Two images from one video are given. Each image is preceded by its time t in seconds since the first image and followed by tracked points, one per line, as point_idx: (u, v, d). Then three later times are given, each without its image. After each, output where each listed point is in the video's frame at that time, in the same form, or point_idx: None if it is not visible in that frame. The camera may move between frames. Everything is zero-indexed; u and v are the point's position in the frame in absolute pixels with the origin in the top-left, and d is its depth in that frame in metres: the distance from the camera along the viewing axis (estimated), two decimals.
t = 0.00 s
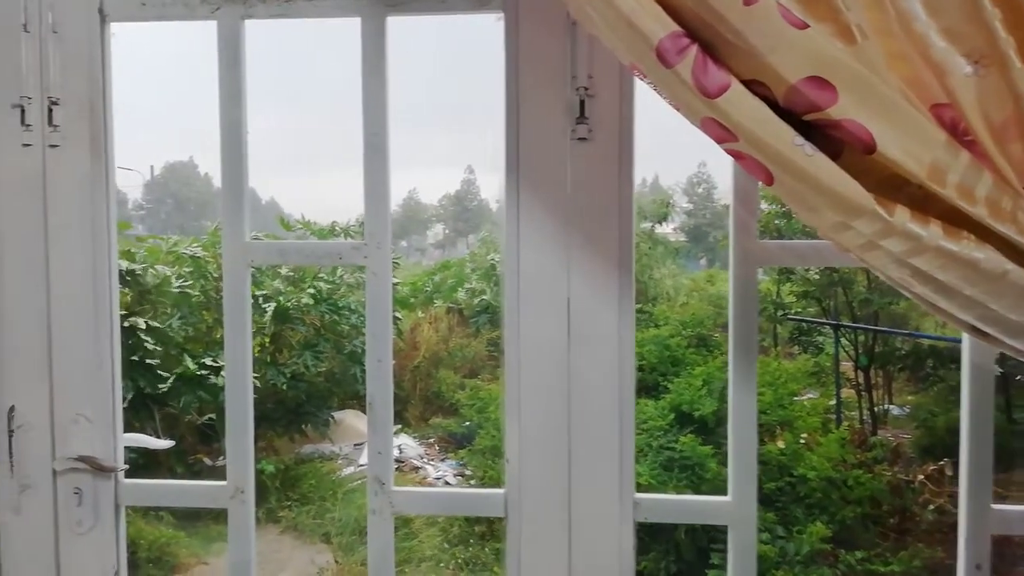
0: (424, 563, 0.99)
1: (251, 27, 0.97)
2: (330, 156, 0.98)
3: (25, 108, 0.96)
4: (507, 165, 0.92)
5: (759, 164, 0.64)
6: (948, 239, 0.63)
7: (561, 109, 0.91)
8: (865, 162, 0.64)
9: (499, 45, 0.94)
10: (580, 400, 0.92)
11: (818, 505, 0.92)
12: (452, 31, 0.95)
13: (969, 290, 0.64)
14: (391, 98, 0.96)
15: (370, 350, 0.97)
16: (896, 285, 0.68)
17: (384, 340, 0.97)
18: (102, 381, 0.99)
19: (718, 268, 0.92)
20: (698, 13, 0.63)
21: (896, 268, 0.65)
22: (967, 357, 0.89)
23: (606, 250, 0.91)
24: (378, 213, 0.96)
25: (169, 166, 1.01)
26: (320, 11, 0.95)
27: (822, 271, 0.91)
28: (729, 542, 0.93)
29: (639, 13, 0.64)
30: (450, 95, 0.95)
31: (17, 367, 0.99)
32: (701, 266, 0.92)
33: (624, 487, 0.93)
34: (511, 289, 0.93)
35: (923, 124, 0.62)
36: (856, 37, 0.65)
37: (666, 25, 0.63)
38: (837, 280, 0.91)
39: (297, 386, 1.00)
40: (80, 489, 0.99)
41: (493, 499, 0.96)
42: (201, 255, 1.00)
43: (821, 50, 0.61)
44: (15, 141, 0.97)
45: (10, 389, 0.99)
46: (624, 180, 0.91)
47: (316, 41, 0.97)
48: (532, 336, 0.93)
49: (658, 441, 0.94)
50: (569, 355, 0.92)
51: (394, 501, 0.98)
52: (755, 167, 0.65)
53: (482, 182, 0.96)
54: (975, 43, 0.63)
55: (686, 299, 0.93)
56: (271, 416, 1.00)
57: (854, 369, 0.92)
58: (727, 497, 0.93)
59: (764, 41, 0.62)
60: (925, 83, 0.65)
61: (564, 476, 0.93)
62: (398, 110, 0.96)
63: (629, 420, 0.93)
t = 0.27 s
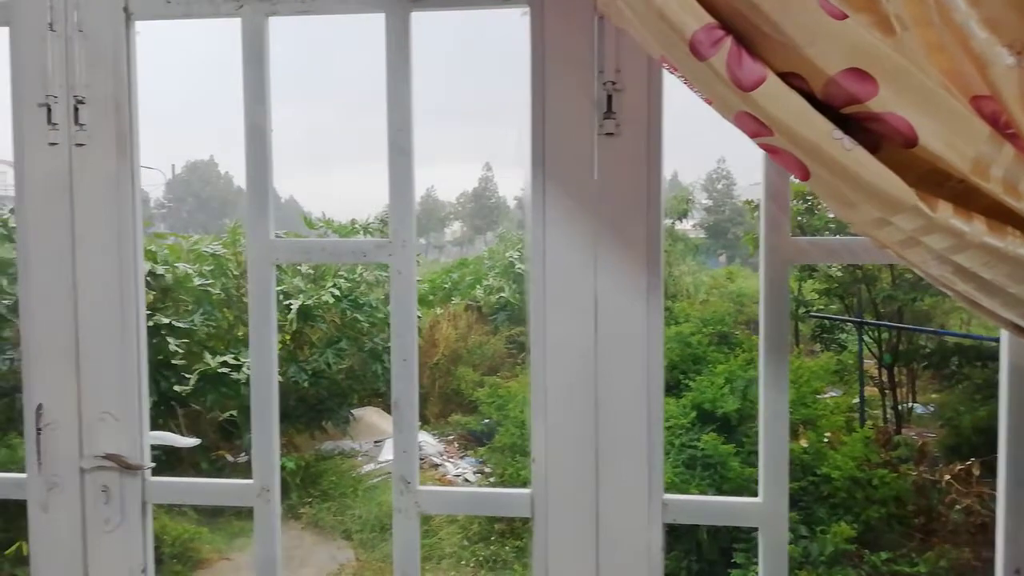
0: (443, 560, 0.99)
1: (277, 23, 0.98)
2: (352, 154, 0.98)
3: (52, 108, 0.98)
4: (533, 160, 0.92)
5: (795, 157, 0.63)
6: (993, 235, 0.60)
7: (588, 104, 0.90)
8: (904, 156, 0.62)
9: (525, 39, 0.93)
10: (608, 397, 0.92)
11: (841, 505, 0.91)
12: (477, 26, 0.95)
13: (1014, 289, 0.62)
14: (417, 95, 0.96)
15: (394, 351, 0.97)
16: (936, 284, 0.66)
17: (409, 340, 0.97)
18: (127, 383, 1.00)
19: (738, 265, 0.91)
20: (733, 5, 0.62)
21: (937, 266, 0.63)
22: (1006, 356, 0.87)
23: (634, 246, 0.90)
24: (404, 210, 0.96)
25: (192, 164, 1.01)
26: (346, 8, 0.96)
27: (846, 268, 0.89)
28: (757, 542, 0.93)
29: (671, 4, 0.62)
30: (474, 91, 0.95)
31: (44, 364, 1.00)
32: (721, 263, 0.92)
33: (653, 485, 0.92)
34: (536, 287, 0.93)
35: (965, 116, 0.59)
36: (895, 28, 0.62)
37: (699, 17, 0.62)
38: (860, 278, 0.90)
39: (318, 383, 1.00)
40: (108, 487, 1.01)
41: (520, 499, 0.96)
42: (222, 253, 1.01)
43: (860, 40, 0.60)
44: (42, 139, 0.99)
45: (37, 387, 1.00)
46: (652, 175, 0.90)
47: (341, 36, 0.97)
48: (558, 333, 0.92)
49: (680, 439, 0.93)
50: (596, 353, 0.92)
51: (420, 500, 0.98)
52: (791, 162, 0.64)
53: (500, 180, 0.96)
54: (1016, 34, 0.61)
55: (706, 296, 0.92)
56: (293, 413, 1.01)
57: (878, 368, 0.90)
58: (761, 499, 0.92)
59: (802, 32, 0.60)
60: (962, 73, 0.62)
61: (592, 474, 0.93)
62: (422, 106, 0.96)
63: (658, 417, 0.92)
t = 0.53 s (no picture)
0: (453, 557, 0.99)
1: (294, 20, 0.98)
2: (366, 152, 0.98)
3: (70, 105, 0.99)
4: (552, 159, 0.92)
5: (822, 153, 0.62)
6: None
7: (608, 100, 0.90)
8: (934, 151, 0.61)
9: (544, 35, 0.93)
10: (626, 395, 0.92)
11: (852, 503, 0.91)
12: (494, 23, 0.95)
13: None
14: (433, 92, 0.96)
15: (411, 348, 0.98)
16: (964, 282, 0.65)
17: (427, 338, 0.97)
18: (145, 382, 1.01)
19: (746, 263, 0.91)
20: None
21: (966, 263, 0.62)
22: None
23: (654, 244, 0.90)
24: (421, 207, 0.96)
25: (204, 163, 1.02)
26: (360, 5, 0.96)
27: (855, 265, 0.89)
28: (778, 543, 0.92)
29: None
30: (491, 87, 0.95)
31: (62, 361, 1.01)
32: (728, 261, 0.91)
33: (671, 484, 0.92)
34: (555, 284, 0.93)
35: (997, 111, 0.59)
36: (925, 21, 0.60)
37: (725, 11, 0.61)
38: (870, 276, 0.89)
39: (330, 380, 1.01)
40: (125, 484, 1.02)
41: (538, 498, 0.96)
42: (232, 251, 1.01)
43: (891, 34, 0.59)
44: (59, 136, 1.00)
45: (55, 384, 1.01)
46: (672, 173, 0.90)
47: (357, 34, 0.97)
48: (576, 331, 0.92)
49: (690, 436, 0.93)
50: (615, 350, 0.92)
51: (436, 499, 0.98)
52: (817, 157, 0.63)
53: (508, 178, 0.96)
54: None
55: (714, 294, 0.92)
56: (304, 409, 1.01)
57: (888, 365, 0.90)
58: (778, 499, 0.92)
59: (831, 25, 0.59)
60: (994, 67, 0.61)
61: (610, 472, 0.93)
62: (439, 101, 0.96)
63: (677, 415, 0.92)
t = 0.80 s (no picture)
0: (459, 558, 0.99)
1: (309, 19, 0.99)
2: (377, 151, 0.99)
3: (81, 103, 1.00)
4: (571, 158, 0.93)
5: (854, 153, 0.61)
6: None
7: (628, 99, 0.90)
8: (973, 150, 0.59)
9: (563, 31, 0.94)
10: (645, 394, 0.92)
11: (860, 507, 0.91)
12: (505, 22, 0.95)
13: None
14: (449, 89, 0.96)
15: (427, 350, 0.98)
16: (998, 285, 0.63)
17: (439, 339, 0.98)
18: (156, 381, 1.02)
19: (751, 264, 0.92)
20: None
21: (1002, 267, 0.61)
22: None
23: (674, 244, 0.90)
24: (435, 206, 0.97)
25: (209, 163, 1.03)
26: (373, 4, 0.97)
27: (860, 266, 0.89)
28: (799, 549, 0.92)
29: None
30: (504, 86, 0.96)
31: (72, 361, 1.02)
32: (734, 262, 0.92)
33: (691, 484, 0.92)
34: (574, 284, 0.93)
35: None
36: (961, 17, 0.58)
37: (756, 6, 0.59)
38: (878, 277, 0.89)
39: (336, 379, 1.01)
40: (136, 487, 1.03)
41: (556, 503, 0.96)
42: (239, 250, 1.02)
43: (928, 30, 0.57)
44: (70, 134, 1.01)
45: (65, 385, 1.02)
46: (693, 172, 0.90)
47: (371, 33, 0.98)
48: (595, 330, 0.93)
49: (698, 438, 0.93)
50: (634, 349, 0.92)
51: (451, 503, 0.98)
52: (849, 157, 0.61)
53: (513, 179, 0.96)
54: None
55: (720, 295, 0.92)
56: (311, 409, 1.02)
57: (895, 367, 0.90)
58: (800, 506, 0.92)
59: (867, 22, 0.58)
60: None
61: (628, 472, 0.93)
62: (453, 100, 0.97)
63: (697, 415, 0.92)
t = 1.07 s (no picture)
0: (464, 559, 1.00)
1: (319, 17, 0.99)
2: (385, 150, 0.99)
3: (88, 103, 0.99)
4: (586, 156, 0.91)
5: (886, 153, 0.57)
6: None
7: (645, 97, 0.90)
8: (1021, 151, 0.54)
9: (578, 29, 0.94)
10: (664, 394, 0.91)
11: (867, 507, 0.91)
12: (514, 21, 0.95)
13: None
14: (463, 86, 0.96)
15: (441, 353, 0.97)
16: None
17: (453, 343, 0.97)
18: (164, 385, 1.01)
19: (752, 263, 0.91)
20: None
21: None
22: None
23: (693, 243, 0.90)
24: (449, 206, 0.96)
25: (209, 164, 1.03)
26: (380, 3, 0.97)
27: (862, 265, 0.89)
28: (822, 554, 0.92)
29: None
30: (514, 86, 0.96)
31: (80, 365, 1.01)
32: (735, 261, 0.92)
33: (711, 484, 0.92)
34: (590, 283, 0.92)
35: None
36: None
37: None
38: (881, 276, 0.89)
39: (339, 379, 1.02)
40: (144, 494, 1.02)
41: (572, 509, 0.95)
42: (241, 252, 1.02)
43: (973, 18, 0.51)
44: (78, 136, 1.00)
45: (74, 391, 1.02)
46: (712, 169, 0.90)
47: (378, 33, 0.98)
48: (613, 330, 0.92)
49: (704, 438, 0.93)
50: (653, 349, 0.91)
51: (465, 509, 0.98)
52: (881, 156, 0.57)
53: (514, 179, 0.96)
54: None
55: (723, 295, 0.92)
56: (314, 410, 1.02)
57: (900, 366, 0.90)
58: (823, 511, 0.91)
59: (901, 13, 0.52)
60: None
61: (647, 474, 0.92)
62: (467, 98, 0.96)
63: (717, 415, 0.91)
